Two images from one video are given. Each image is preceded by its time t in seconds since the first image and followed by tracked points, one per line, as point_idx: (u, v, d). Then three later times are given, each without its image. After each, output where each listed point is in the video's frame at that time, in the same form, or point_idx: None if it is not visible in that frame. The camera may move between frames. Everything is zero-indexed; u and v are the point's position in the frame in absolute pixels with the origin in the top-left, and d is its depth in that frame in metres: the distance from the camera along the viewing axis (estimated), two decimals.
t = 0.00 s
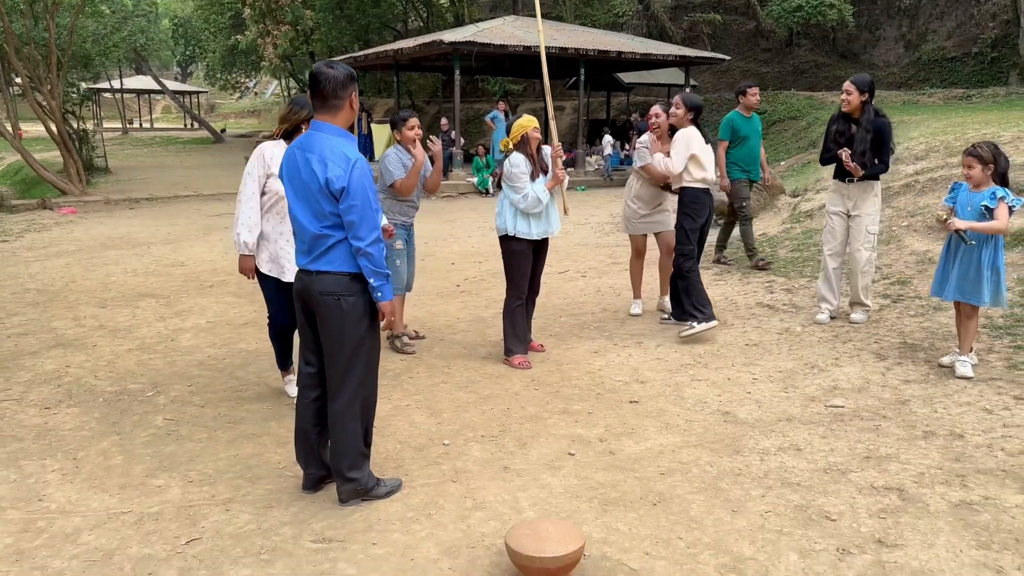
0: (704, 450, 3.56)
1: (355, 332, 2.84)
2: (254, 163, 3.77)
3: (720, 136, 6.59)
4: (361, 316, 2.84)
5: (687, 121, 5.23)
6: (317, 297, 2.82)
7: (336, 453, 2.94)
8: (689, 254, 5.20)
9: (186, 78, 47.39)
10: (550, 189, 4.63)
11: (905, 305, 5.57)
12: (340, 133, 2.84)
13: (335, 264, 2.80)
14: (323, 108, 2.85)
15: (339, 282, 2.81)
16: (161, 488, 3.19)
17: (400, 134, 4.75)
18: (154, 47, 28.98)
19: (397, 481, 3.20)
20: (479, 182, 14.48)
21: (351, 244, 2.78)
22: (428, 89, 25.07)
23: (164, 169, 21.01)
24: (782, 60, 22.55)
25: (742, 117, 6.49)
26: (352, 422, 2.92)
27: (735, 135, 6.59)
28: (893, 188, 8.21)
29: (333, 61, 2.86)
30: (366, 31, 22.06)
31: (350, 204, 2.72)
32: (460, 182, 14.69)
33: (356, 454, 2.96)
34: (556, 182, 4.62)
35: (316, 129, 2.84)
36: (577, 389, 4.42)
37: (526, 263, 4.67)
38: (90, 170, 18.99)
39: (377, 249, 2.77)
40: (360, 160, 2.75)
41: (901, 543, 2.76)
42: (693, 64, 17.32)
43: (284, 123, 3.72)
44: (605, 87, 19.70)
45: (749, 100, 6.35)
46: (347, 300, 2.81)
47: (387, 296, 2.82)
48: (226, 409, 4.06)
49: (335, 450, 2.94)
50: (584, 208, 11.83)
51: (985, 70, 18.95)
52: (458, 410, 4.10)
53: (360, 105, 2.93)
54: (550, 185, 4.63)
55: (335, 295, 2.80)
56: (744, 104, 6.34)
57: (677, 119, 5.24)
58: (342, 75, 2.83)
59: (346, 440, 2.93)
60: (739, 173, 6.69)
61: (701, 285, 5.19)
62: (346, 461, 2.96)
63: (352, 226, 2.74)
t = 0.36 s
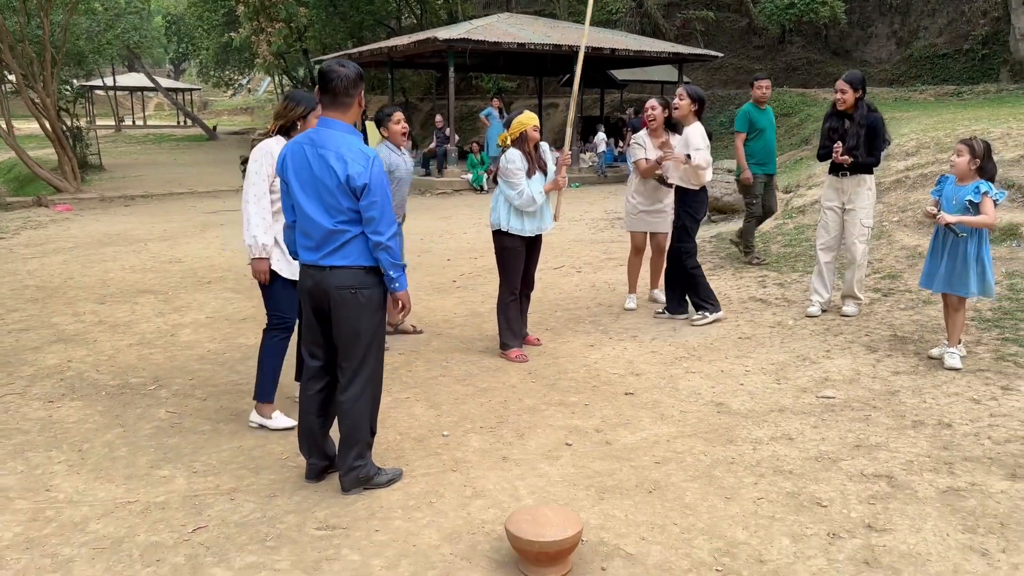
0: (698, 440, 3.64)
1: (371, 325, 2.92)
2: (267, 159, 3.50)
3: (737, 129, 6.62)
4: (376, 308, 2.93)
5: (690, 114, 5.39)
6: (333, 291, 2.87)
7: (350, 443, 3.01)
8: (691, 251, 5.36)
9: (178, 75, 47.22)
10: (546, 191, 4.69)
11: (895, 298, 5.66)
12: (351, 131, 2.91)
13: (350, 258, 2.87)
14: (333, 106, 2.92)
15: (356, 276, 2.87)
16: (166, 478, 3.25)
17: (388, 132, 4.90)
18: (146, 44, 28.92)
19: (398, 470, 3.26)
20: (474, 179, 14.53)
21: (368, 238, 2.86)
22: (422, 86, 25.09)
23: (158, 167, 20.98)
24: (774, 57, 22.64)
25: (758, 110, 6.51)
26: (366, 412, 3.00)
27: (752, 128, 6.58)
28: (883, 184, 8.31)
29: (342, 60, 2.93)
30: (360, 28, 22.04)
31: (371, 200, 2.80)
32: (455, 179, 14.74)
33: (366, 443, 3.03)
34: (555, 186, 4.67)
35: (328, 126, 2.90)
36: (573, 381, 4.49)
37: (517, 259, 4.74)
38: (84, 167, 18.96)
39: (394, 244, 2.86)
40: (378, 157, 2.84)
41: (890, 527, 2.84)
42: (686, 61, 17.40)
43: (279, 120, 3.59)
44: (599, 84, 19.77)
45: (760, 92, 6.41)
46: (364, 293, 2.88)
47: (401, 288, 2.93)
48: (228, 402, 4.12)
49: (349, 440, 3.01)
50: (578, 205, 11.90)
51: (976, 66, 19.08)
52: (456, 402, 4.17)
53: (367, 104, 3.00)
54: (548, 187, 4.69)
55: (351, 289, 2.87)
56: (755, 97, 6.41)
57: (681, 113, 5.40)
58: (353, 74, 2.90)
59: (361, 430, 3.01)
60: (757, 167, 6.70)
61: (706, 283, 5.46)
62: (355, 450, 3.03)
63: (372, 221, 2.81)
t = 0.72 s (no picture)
0: (690, 440, 3.68)
1: (376, 324, 2.97)
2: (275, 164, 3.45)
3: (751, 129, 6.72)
4: (380, 308, 2.98)
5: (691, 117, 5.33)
6: (337, 292, 2.91)
7: (355, 442, 3.05)
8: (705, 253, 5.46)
9: (173, 77, 47.22)
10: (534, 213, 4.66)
11: (886, 300, 5.72)
12: (350, 134, 2.95)
13: (354, 259, 2.91)
14: (330, 110, 2.94)
15: (361, 277, 2.92)
16: (163, 478, 3.28)
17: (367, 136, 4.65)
18: (142, 45, 28.90)
19: (393, 470, 3.30)
20: (469, 180, 14.57)
21: (373, 239, 2.91)
22: (417, 88, 25.12)
23: (153, 168, 20.98)
24: (769, 60, 22.73)
25: (771, 111, 6.57)
26: (371, 410, 3.04)
27: (765, 129, 6.63)
28: (875, 187, 8.37)
29: (338, 64, 2.96)
30: (356, 31, 21.89)
31: (377, 201, 2.85)
32: (451, 181, 14.77)
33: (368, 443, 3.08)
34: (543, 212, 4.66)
35: (329, 130, 2.93)
36: (567, 382, 4.53)
37: (508, 262, 4.77)
38: (79, 169, 18.96)
39: (399, 243, 2.93)
40: (382, 159, 2.90)
41: (878, 525, 2.88)
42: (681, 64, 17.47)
43: (250, 120, 3.48)
44: (594, 87, 19.83)
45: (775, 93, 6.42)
46: (369, 293, 2.93)
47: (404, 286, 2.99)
48: (224, 403, 4.15)
49: (354, 439, 3.04)
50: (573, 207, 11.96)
51: (968, 70, 19.19)
52: (451, 403, 4.20)
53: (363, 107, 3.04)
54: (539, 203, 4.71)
55: (357, 290, 2.91)
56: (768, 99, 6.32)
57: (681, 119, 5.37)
58: (352, 78, 2.93)
59: (367, 428, 3.05)
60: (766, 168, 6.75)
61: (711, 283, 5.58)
62: (357, 450, 3.07)
63: (379, 222, 2.87)
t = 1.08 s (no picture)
0: (683, 446, 3.68)
1: (363, 329, 2.95)
2: (265, 172, 3.44)
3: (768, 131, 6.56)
4: (367, 313, 2.96)
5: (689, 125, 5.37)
6: (323, 297, 2.91)
7: (340, 446, 3.04)
8: (700, 259, 5.46)
9: (170, 82, 47.23)
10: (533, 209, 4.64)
11: (880, 307, 5.73)
12: (337, 139, 2.94)
13: (340, 263, 2.90)
14: (317, 115, 2.95)
15: (346, 281, 2.91)
16: (155, 483, 3.26)
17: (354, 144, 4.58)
18: (138, 50, 28.89)
19: (386, 476, 3.29)
20: (465, 186, 14.58)
21: (358, 244, 2.90)
22: (414, 94, 25.17)
23: (149, 173, 20.94)
24: (764, 67, 22.83)
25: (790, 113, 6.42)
26: (357, 415, 3.02)
27: (784, 130, 6.50)
28: (869, 194, 8.41)
29: (327, 69, 2.96)
30: (352, 35, 22.50)
31: (358, 206, 2.83)
32: (446, 186, 14.78)
33: (357, 447, 3.07)
34: (543, 204, 4.62)
35: (314, 135, 2.93)
36: (561, 388, 4.53)
37: (505, 267, 4.79)
38: (75, 173, 18.94)
39: (383, 248, 2.90)
40: (364, 164, 2.87)
41: (870, 531, 2.88)
42: (676, 70, 17.53)
43: (232, 127, 3.50)
44: (590, 93, 19.89)
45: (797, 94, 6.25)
46: (355, 298, 2.92)
47: (390, 292, 2.95)
48: (216, 409, 4.13)
49: (339, 443, 3.04)
50: (568, 213, 11.98)
51: (963, 77, 19.30)
52: (445, 408, 4.20)
53: (353, 112, 3.02)
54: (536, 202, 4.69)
55: (342, 294, 2.90)
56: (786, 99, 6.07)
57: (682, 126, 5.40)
58: (337, 83, 2.92)
59: (352, 433, 3.03)
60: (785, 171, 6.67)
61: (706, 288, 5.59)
62: (347, 455, 3.06)
63: (361, 227, 2.85)
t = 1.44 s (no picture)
0: (676, 453, 3.67)
1: (345, 337, 2.93)
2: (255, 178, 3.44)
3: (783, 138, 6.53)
4: (350, 320, 2.94)
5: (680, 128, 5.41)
6: (307, 304, 2.90)
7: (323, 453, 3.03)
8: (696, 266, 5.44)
9: (165, 88, 47.24)
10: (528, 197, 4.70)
11: (873, 314, 5.74)
12: (323, 146, 2.92)
13: (324, 270, 2.89)
14: (304, 122, 2.95)
15: (329, 289, 2.89)
16: (145, 490, 3.24)
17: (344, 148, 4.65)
18: (132, 55, 28.88)
19: (377, 484, 3.27)
20: (460, 192, 14.59)
21: (338, 251, 2.87)
22: (409, 100, 25.21)
23: (143, 179, 20.91)
24: (757, 75, 22.95)
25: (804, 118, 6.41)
26: (340, 423, 3.00)
27: (798, 136, 6.50)
28: (862, 201, 8.43)
29: (315, 76, 2.95)
30: (347, 42, 22.40)
31: (336, 213, 2.81)
32: (441, 193, 14.78)
33: (344, 455, 3.04)
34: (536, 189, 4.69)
35: (299, 142, 2.93)
36: (554, 395, 4.52)
37: (502, 275, 4.77)
38: (68, 178, 18.89)
39: (363, 256, 2.86)
40: (344, 170, 2.84)
41: (863, 539, 2.88)
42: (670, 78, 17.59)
43: (221, 134, 3.49)
44: (584, 100, 19.95)
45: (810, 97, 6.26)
46: (337, 306, 2.90)
47: (372, 301, 2.92)
48: (208, 415, 4.11)
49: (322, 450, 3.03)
50: (563, 219, 11.98)
51: (955, 86, 19.42)
52: (438, 415, 4.19)
53: (342, 118, 2.99)
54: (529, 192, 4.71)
55: (324, 301, 2.89)
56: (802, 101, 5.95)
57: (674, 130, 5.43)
58: (323, 90, 2.90)
59: (334, 442, 3.01)
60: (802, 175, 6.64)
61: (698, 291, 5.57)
62: (333, 463, 3.05)
63: (338, 234, 2.82)
